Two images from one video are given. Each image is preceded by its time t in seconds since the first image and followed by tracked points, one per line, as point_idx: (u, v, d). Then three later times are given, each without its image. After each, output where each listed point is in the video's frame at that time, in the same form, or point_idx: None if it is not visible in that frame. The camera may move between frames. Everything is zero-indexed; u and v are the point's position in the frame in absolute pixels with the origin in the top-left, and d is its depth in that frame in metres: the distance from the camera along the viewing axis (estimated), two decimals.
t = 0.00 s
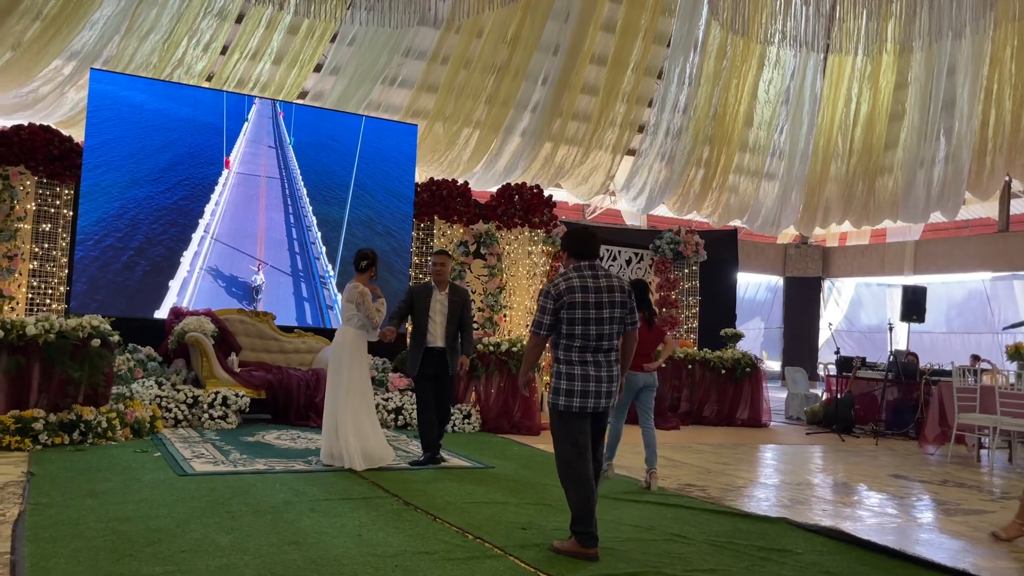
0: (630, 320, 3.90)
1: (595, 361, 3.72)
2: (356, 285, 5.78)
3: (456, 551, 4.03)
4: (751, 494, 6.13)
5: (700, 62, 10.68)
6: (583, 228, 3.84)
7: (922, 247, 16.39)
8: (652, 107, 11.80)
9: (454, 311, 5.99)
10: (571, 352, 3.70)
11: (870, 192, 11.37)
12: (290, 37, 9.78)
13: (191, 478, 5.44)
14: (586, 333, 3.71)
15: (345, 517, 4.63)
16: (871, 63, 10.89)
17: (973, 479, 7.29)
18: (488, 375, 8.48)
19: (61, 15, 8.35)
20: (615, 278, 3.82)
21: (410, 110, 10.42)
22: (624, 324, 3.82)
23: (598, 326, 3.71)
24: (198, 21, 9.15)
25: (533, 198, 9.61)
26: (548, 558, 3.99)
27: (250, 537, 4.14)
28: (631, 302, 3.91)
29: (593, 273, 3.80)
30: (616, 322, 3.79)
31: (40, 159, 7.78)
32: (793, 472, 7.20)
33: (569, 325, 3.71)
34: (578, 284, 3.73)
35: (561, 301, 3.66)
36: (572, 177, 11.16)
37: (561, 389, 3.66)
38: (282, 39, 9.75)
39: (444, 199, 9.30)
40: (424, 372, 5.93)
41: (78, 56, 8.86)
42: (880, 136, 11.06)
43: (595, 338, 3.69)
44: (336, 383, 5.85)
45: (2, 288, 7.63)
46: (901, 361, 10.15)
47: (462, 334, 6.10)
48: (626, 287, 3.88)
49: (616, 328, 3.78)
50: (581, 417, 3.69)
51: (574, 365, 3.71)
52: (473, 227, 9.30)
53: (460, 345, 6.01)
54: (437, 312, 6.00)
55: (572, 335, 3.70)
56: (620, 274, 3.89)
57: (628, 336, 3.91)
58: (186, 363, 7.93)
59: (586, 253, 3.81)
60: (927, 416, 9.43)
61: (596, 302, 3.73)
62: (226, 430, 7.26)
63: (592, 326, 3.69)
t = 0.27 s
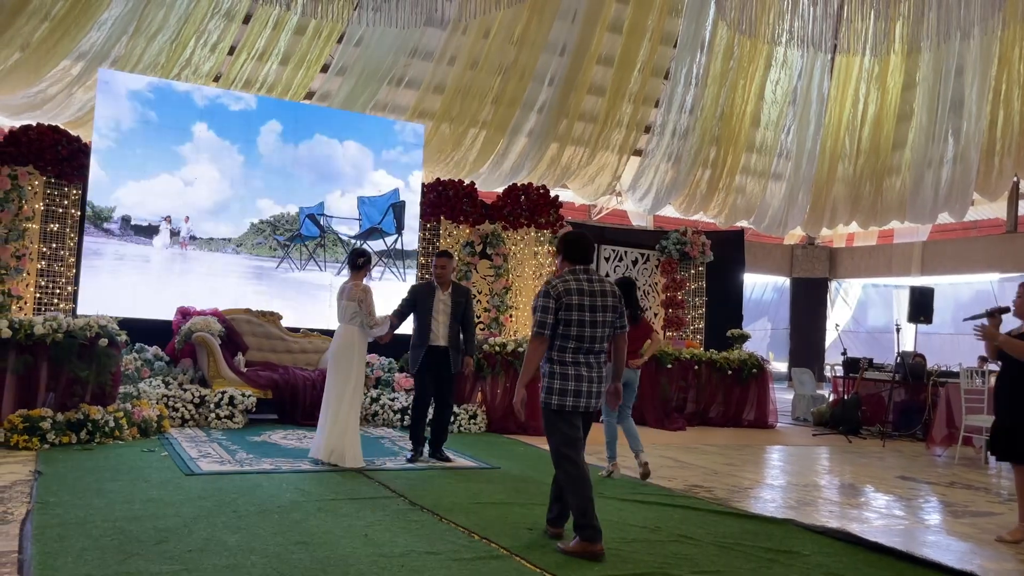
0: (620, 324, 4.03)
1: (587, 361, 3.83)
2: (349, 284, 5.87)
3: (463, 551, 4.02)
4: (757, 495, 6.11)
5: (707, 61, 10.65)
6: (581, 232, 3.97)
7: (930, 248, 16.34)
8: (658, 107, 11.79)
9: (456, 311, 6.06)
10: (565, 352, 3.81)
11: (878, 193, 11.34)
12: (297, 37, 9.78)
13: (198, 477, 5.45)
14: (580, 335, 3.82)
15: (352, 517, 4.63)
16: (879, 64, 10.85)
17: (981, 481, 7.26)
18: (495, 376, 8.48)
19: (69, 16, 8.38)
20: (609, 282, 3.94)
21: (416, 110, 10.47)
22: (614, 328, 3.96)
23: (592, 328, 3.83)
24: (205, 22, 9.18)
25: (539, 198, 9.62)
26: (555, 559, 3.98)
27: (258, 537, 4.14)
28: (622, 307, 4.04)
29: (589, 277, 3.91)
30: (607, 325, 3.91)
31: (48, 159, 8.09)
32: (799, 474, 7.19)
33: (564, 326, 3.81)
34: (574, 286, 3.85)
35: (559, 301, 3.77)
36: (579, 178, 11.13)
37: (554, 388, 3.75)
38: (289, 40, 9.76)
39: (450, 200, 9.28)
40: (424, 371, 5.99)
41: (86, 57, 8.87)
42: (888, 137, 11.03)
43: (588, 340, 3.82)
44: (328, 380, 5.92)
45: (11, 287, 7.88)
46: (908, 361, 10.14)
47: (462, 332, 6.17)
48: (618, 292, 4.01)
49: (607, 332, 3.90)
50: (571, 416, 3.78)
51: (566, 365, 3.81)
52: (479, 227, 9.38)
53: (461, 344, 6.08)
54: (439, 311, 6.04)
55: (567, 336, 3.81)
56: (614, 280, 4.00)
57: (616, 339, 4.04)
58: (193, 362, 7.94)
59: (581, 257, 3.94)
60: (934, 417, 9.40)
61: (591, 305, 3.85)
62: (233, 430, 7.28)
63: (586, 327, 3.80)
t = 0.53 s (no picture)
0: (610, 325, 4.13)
1: (583, 359, 3.88)
2: (337, 287, 6.01)
3: (468, 552, 4.03)
4: (763, 497, 6.10)
5: (713, 62, 10.64)
6: (581, 234, 4.03)
7: (938, 249, 16.30)
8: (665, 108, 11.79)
9: (449, 310, 6.21)
10: (563, 349, 3.84)
11: (885, 194, 11.32)
12: (304, 38, 9.85)
13: (205, 477, 5.46)
14: (578, 333, 3.87)
15: (358, 517, 4.64)
16: (886, 65, 10.83)
17: (988, 483, 7.23)
18: (501, 377, 8.49)
19: (77, 17, 8.46)
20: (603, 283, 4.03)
21: (423, 111, 10.49)
22: (605, 328, 4.04)
23: (589, 326, 3.89)
24: (212, 23, 9.22)
25: (545, 199, 9.61)
26: (561, 560, 3.98)
27: (264, 537, 4.15)
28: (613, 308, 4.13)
29: (586, 276, 3.98)
30: (601, 325, 3.98)
31: (56, 161, 7.79)
32: (805, 475, 7.17)
33: (563, 322, 3.85)
34: (575, 284, 3.89)
35: (562, 298, 3.80)
36: (585, 179, 11.12)
37: (550, 383, 3.78)
38: (296, 40, 9.81)
39: (457, 200, 9.27)
40: (418, 369, 6.17)
41: (94, 58, 8.89)
42: (896, 138, 11.00)
43: (585, 337, 3.87)
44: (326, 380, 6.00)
45: (20, 287, 7.75)
46: (916, 363, 10.03)
47: (456, 331, 6.32)
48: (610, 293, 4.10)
49: (600, 331, 3.98)
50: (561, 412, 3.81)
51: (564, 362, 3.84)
52: (485, 228, 9.37)
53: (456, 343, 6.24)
54: (432, 312, 6.21)
55: (565, 333, 3.85)
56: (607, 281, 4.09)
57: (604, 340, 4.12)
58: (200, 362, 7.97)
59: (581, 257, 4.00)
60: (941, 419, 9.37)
61: (589, 304, 3.91)
62: (239, 430, 7.29)
63: (584, 325, 3.86)
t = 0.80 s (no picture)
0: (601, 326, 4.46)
1: (572, 359, 4.24)
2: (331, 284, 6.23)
3: (475, 553, 4.03)
4: (771, 499, 6.08)
5: (721, 64, 10.61)
6: (572, 240, 4.40)
7: (946, 252, 16.25)
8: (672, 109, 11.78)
9: (430, 311, 6.22)
10: (554, 349, 4.20)
11: (894, 196, 11.27)
12: (312, 40, 9.83)
13: (213, 478, 5.48)
14: (568, 334, 4.22)
15: (365, 518, 4.65)
16: (895, 67, 10.79)
17: (997, 487, 7.20)
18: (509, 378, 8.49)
19: (86, 19, 8.44)
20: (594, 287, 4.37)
21: (430, 112, 10.52)
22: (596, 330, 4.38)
23: (579, 328, 4.24)
24: (221, 24, 9.22)
25: (552, 200, 9.62)
26: (568, 562, 3.98)
27: (272, 537, 4.17)
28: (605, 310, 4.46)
29: (577, 280, 4.33)
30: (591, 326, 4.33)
31: (66, 162, 7.90)
32: (813, 478, 7.15)
33: (555, 324, 4.21)
34: (566, 287, 4.24)
35: (553, 302, 4.16)
36: (592, 180, 11.10)
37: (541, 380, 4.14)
38: (304, 42, 9.80)
39: (464, 202, 9.30)
40: (401, 369, 6.27)
41: (103, 60, 8.94)
42: (904, 139, 10.95)
43: (575, 338, 4.22)
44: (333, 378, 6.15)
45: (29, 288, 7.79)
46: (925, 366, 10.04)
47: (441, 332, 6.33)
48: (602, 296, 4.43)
49: (591, 332, 4.32)
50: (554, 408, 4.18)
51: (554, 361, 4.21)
52: (492, 230, 9.38)
53: (438, 343, 6.28)
54: (414, 313, 6.25)
55: (556, 334, 4.21)
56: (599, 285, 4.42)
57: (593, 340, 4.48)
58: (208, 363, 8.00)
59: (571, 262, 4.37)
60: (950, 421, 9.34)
61: (580, 306, 4.26)
62: (247, 430, 7.31)
63: (574, 327, 4.21)
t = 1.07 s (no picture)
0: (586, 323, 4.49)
1: (551, 358, 4.32)
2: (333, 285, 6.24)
3: (484, 555, 4.02)
4: (780, 502, 6.06)
5: (730, 65, 10.59)
6: (546, 242, 4.48)
7: (957, 254, 16.20)
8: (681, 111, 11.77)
9: (425, 311, 6.29)
10: (529, 350, 4.32)
11: (904, 198, 11.22)
12: (321, 42, 9.85)
13: (222, 478, 5.49)
14: (543, 334, 4.32)
15: (374, 520, 4.65)
16: (905, 68, 10.75)
17: (1009, 491, 7.15)
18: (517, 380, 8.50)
19: (96, 22, 8.51)
20: (573, 286, 4.42)
21: (439, 113, 10.54)
22: (578, 327, 4.43)
23: (554, 328, 4.32)
24: (231, 26, 9.22)
25: (561, 202, 9.60)
26: (577, 564, 3.97)
27: (281, 538, 4.17)
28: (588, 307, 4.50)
29: (552, 281, 4.41)
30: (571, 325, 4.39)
31: (78, 162, 8.00)
32: (822, 481, 7.12)
33: (528, 326, 4.33)
34: (537, 289, 4.35)
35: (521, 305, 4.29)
36: (601, 182, 11.08)
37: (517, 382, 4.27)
38: (314, 43, 9.83)
39: (472, 203, 9.31)
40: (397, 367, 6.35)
41: (114, 61, 8.98)
42: (915, 141, 10.90)
43: (550, 338, 4.31)
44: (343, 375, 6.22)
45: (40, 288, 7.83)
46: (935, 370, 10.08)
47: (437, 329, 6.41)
48: (584, 294, 4.48)
49: (570, 331, 4.38)
50: (536, 407, 4.30)
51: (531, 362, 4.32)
52: (501, 231, 9.39)
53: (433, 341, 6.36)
54: (410, 313, 6.32)
55: (531, 335, 4.32)
56: (580, 284, 4.47)
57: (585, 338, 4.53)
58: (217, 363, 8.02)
59: (545, 263, 4.45)
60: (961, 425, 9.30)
61: (554, 306, 4.34)
62: (256, 431, 7.32)
63: (548, 327, 4.30)
